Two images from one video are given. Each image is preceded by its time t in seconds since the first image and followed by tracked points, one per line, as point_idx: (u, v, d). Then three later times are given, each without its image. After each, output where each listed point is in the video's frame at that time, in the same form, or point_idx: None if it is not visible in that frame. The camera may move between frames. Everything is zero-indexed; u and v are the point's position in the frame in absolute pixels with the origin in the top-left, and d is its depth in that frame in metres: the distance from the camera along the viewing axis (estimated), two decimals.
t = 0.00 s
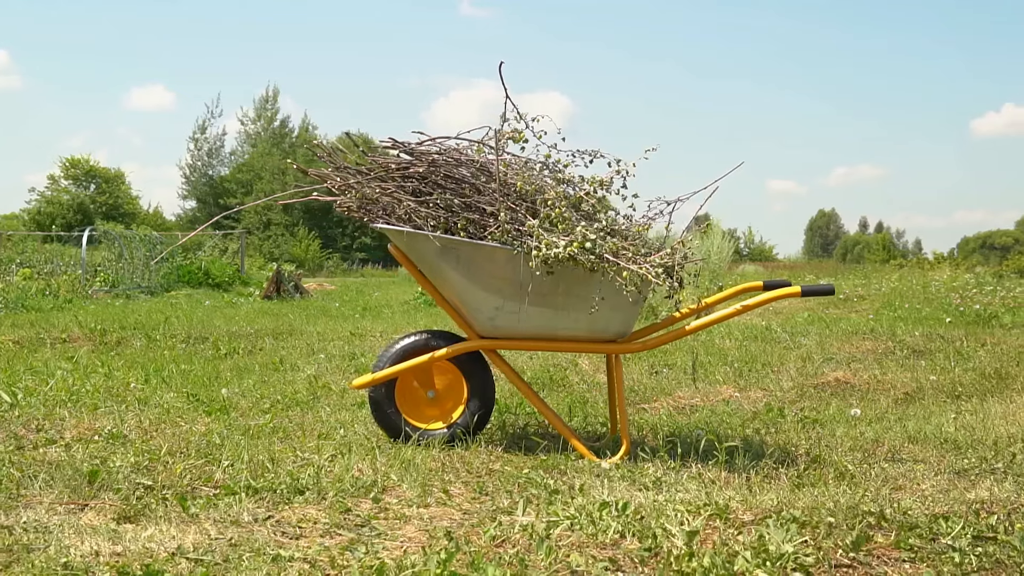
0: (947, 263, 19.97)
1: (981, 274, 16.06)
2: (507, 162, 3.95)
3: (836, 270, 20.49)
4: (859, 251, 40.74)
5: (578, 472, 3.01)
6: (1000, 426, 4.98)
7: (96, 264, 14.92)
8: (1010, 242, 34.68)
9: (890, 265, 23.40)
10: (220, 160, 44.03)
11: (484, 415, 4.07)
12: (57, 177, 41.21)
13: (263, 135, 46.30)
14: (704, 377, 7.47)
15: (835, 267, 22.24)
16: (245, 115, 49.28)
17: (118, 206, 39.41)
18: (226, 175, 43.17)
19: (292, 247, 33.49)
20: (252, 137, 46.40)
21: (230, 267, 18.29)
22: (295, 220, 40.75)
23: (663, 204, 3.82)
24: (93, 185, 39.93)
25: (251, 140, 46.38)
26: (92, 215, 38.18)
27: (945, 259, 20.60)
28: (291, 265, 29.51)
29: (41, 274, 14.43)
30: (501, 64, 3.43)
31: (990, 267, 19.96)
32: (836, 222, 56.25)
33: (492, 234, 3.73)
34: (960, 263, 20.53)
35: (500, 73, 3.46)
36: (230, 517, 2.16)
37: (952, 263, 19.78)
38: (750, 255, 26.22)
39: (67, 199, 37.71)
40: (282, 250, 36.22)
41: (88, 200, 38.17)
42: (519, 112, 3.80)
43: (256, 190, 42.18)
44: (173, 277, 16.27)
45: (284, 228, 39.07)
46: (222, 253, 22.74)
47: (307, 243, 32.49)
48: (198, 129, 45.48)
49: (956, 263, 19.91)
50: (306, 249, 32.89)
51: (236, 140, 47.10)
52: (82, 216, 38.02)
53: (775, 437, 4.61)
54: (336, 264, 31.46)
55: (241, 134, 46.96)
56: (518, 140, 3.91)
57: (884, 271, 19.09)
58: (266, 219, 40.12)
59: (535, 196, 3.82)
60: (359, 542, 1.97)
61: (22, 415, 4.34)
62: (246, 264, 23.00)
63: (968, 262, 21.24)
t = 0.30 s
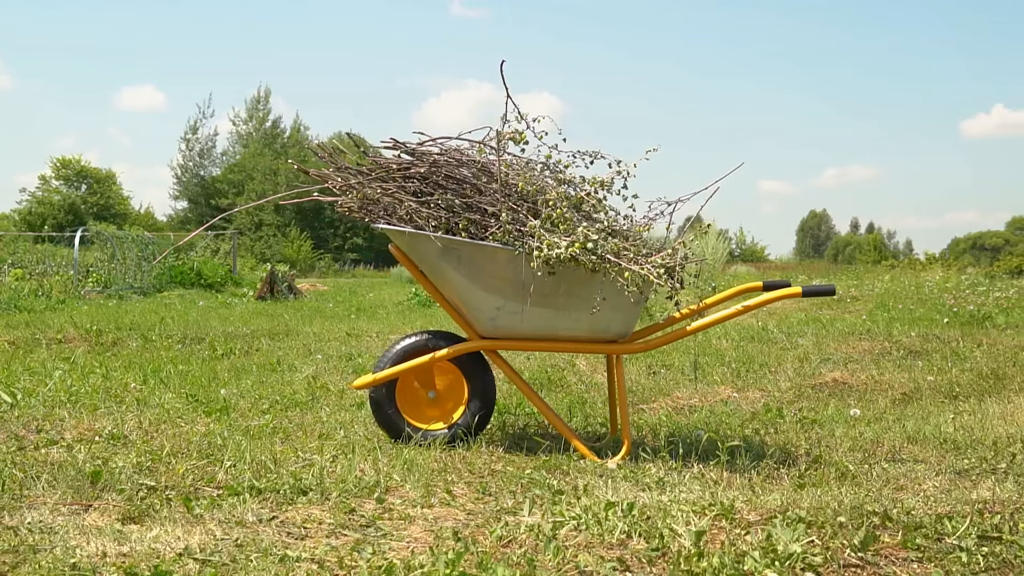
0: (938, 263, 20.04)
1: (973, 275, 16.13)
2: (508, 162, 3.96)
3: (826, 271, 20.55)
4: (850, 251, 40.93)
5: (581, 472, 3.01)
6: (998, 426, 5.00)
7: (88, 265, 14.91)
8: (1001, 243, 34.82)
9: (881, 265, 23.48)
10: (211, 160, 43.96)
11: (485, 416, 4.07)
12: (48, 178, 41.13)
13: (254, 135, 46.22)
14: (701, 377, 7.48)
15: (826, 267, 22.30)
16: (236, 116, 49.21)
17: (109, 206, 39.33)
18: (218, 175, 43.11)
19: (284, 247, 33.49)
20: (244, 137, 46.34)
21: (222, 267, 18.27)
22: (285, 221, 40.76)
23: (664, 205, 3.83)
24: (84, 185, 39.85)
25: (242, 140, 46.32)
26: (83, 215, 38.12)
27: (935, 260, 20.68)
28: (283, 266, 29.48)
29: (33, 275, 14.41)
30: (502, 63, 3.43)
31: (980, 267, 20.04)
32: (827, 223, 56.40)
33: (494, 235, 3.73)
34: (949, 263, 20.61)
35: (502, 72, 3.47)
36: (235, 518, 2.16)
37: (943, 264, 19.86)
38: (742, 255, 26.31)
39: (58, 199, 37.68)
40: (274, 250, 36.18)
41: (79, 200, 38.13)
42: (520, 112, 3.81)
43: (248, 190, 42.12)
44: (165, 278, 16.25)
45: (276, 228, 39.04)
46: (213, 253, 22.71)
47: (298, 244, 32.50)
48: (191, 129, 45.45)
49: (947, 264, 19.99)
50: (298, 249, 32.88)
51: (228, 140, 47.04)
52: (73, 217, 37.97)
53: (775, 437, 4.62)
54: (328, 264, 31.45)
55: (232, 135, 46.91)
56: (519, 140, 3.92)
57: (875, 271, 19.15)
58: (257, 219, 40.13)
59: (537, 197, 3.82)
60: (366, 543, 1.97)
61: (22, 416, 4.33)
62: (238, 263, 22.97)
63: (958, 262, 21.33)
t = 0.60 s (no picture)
0: (930, 263, 20.09)
1: (966, 275, 16.20)
2: (509, 162, 3.96)
3: (818, 271, 20.55)
4: (842, 251, 41.06)
5: (584, 473, 3.02)
6: (997, 426, 5.02)
7: (81, 265, 14.88)
8: (991, 243, 34.97)
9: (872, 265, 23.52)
10: (203, 160, 43.87)
11: (486, 416, 4.07)
12: (40, 178, 41.01)
13: (246, 135, 46.11)
14: (699, 377, 7.49)
15: (819, 267, 22.32)
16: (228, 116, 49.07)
17: (100, 206, 39.24)
18: (210, 175, 43.00)
19: (277, 247, 33.46)
20: (235, 137, 46.24)
21: (215, 267, 18.24)
22: (277, 221, 40.72)
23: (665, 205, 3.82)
24: (75, 185, 39.75)
25: (233, 140, 46.22)
26: (74, 215, 38.07)
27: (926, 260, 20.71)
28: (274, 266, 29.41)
29: (25, 275, 14.37)
30: (503, 64, 3.44)
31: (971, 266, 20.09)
32: (821, 224, 56.54)
33: (495, 235, 3.73)
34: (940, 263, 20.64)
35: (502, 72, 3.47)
36: (239, 519, 2.15)
37: (935, 264, 19.91)
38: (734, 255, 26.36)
39: (50, 199, 37.64)
40: (266, 250, 36.10)
41: (70, 201, 38.10)
42: (521, 112, 3.81)
43: (240, 190, 42.05)
44: (158, 278, 16.22)
45: (268, 228, 38.99)
46: (205, 254, 22.67)
47: (290, 244, 32.49)
48: (182, 129, 45.37)
49: (939, 264, 20.05)
50: (290, 249, 32.85)
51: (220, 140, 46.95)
52: (64, 217, 37.92)
53: (776, 437, 4.62)
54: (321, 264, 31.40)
55: (223, 136, 46.82)
56: (520, 140, 3.92)
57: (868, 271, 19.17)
58: (249, 219, 40.05)
59: (538, 197, 3.82)
60: (372, 543, 1.97)
61: (21, 416, 4.31)
62: (230, 263, 22.91)
63: (949, 262, 21.37)
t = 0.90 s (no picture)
0: (921, 263, 20.15)
1: (958, 275, 16.25)
2: (511, 163, 3.95)
3: (808, 271, 20.58)
4: (834, 251, 41.18)
5: (589, 473, 3.02)
6: (996, 426, 5.03)
7: (73, 264, 14.83)
8: (982, 242, 35.14)
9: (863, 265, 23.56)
10: (195, 160, 43.74)
11: (488, 416, 4.06)
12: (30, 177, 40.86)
13: (237, 134, 45.98)
14: (698, 377, 7.49)
15: (810, 267, 22.34)
16: (219, 115, 48.94)
17: (91, 206, 39.09)
18: (201, 174, 42.89)
19: (268, 247, 33.40)
20: (226, 137, 46.10)
21: (207, 266, 18.19)
22: (269, 220, 40.65)
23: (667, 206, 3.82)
24: (66, 185, 39.59)
25: (224, 139, 46.08)
26: (65, 215, 37.97)
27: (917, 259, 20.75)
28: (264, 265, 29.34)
29: (15, 275, 14.31)
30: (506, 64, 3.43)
31: (962, 266, 20.15)
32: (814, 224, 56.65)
33: (497, 235, 3.73)
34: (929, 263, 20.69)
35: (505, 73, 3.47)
36: (246, 520, 2.15)
37: (927, 264, 19.97)
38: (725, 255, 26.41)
39: (40, 199, 37.57)
40: (257, 250, 36.03)
41: (61, 200, 38.02)
42: (523, 112, 3.81)
43: (231, 190, 41.95)
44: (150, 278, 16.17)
45: (259, 228, 38.92)
46: (196, 254, 22.61)
47: (281, 244, 32.45)
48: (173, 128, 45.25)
49: (930, 264, 20.11)
50: (281, 249, 32.80)
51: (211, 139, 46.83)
52: (55, 216, 37.85)
53: (778, 438, 4.63)
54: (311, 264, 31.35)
55: (214, 135, 46.71)
56: (522, 140, 3.91)
57: (859, 271, 19.21)
58: (241, 219, 39.97)
59: (540, 197, 3.82)
60: (381, 545, 1.96)
61: (21, 417, 4.29)
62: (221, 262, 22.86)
63: (939, 262, 21.44)
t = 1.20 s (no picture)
0: (911, 264, 20.22)
1: (950, 275, 16.31)
2: (511, 163, 3.94)
3: (798, 271, 20.60)
4: (825, 251, 41.31)
5: (591, 475, 3.01)
6: (995, 426, 5.05)
7: (63, 264, 14.79)
8: (971, 243, 35.37)
9: (852, 265, 23.61)
10: (184, 160, 43.63)
11: (487, 417, 4.05)
12: (20, 178, 40.69)
13: (226, 135, 45.85)
14: (695, 378, 7.50)
15: (801, 267, 22.35)
16: (208, 114, 48.79)
17: (80, 206, 38.94)
18: (191, 173, 42.75)
19: (259, 247, 33.32)
20: (216, 137, 46.00)
21: (198, 267, 18.14)
22: (260, 220, 40.54)
23: (667, 207, 3.82)
24: (55, 185, 39.46)
25: (214, 139, 45.96)
26: (54, 215, 37.86)
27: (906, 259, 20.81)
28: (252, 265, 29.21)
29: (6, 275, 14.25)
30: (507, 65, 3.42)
31: (952, 266, 20.23)
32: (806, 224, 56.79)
33: (497, 236, 3.72)
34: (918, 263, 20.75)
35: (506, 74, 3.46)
36: (248, 523, 2.14)
37: (917, 264, 20.04)
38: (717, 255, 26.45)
39: (29, 199, 37.53)
40: (248, 249, 35.91)
41: (50, 200, 37.90)
42: (524, 113, 3.80)
43: (221, 189, 41.82)
44: (141, 278, 16.12)
45: (249, 228, 38.82)
46: (186, 254, 22.54)
47: (271, 244, 32.41)
48: (164, 128, 45.14)
49: (919, 264, 20.19)
50: (272, 249, 32.71)
51: (201, 138, 46.69)
52: (44, 216, 37.73)
53: (778, 439, 4.63)
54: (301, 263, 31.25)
55: (203, 136, 46.56)
56: (522, 141, 3.90)
57: (850, 271, 19.23)
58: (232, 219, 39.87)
59: (540, 198, 3.81)
60: (386, 547, 1.95)
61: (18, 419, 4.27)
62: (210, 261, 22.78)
63: (928, 262, 21.51)
